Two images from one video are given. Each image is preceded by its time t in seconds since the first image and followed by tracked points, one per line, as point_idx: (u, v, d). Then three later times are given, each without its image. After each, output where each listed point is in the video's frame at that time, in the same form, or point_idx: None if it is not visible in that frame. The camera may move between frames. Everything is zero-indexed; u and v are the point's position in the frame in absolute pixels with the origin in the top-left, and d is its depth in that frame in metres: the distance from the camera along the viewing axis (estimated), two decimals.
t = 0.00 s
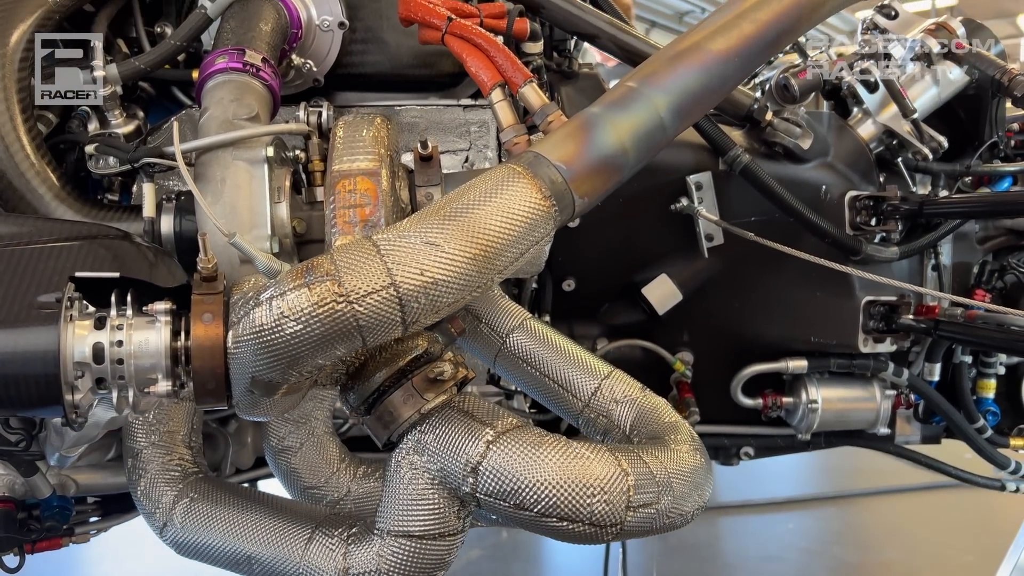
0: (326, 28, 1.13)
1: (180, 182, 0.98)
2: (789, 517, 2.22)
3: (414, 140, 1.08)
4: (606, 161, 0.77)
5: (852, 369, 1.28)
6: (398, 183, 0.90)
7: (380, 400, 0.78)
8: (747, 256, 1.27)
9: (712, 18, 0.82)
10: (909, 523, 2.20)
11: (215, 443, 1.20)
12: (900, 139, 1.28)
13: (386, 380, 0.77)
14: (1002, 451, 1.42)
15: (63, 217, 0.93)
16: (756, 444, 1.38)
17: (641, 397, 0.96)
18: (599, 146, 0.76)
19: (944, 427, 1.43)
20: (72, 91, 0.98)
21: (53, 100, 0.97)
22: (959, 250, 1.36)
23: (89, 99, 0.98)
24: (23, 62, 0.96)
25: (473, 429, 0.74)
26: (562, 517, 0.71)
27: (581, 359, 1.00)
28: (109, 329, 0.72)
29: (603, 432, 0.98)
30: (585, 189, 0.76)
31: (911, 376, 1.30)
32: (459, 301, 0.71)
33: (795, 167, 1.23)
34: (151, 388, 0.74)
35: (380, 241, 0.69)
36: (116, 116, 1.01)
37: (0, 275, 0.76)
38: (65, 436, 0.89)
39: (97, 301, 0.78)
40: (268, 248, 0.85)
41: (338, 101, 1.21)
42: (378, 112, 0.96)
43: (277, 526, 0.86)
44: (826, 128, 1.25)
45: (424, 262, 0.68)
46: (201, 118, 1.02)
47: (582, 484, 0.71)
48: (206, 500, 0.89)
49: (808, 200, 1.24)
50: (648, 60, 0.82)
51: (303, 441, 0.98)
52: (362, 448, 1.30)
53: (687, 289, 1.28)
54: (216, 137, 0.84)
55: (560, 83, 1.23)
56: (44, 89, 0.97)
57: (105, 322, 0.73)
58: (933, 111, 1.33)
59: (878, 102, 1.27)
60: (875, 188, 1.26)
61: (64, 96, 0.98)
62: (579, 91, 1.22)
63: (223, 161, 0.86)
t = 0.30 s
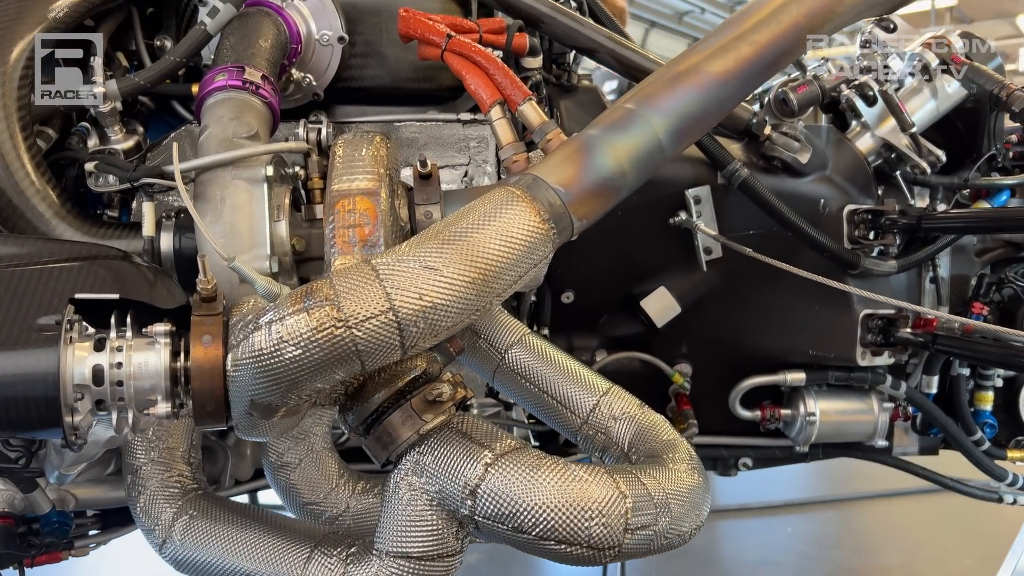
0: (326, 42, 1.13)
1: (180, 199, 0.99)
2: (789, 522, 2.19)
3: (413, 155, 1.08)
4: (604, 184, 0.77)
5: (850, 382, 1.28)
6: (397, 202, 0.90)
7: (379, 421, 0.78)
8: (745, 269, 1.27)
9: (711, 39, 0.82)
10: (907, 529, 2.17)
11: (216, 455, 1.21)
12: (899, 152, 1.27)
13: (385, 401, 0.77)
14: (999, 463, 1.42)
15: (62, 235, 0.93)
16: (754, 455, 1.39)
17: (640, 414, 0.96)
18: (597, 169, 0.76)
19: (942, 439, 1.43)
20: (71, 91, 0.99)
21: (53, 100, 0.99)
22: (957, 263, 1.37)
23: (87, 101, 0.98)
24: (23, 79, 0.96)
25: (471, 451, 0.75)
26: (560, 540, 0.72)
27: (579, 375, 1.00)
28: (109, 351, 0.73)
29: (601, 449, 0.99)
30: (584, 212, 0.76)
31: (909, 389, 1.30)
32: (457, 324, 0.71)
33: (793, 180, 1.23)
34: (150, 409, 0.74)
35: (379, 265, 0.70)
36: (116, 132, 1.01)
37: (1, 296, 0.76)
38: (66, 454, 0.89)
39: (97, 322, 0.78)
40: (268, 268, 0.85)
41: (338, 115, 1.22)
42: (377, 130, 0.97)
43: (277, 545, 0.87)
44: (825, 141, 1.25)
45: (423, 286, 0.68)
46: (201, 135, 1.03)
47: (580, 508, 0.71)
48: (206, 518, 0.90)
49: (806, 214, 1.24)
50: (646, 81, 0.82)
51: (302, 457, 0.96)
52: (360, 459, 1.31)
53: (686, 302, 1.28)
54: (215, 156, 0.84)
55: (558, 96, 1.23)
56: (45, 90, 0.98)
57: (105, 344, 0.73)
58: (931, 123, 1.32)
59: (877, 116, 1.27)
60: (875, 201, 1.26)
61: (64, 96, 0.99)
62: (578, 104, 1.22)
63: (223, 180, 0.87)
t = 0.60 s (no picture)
0: (323, 59, 1.14)
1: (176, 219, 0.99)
2: (783, 526, 2.09)
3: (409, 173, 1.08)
4: (598, 209, 0.78)
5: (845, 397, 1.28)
6: (394, 223, 0.91)
7: (375, 444, 0.78)
8: (741, 284, 1.27)
9: (706, 64, 0.83)
10: (904, 531, 2.09)
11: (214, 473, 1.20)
12: (893, 168, 1.27)
13: (380, 425, 0.78)
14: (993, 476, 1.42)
15: (59, 256, 0.94)
16: (750, 468, 1.39)
17: (634, 433, 0.97)
18: (592, 195, 0.77)
19: (936, 452, 1.44)
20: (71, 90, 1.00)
21: (53, 100, 1.00)
22: (951, 278, 1.37)
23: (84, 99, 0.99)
24: (19, 98, 0.96)
25: (466, 477, 0.75)
26: (555, 566, 0.72)
27: (575, 394, 1.00)
28: (105, 376, 0.73)
29: (596, 468, 0.99)
30: (579, 238, 0.77)
31: (904, 404, 1.31)
32: (452, 351, 0.71)
33: (788, 197, 1.23)
34: (146, 434, 0.74)
35: (374, 292, 0.70)
36: (112, 151, 1.02)
37: None
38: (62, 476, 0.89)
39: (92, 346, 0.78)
40: (264, 290, 0.86)
41: (334, 131, 1.22)
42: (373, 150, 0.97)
43: (273, 565, 0.89)
44: (820, 158, 1.26)
45: (418, 314, 0.68)
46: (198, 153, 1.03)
47: (574, 533, 0.72)
48: (202, 537, 0.90)
49: (802, 230, 1.25)
50: (641, 106, 0.83)
51: (299, 475, 0.97)
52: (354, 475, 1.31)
53: (681, 316, 1.29)
54: (212, 179, 0.85)
55: (554, 112, 1.23)
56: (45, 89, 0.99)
57: (101, 369, 0.73)
58: (926, 139, 1.33)
59: (872, 132, 1.28)
60: (870, 216, 1.26)
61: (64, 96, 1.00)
62: (574, 120, 1.22)
63: (219, 203, 0.87)
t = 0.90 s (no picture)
0: (318, 76, 1.14)
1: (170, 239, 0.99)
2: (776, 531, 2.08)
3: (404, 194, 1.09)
4: (591, 234, 0.78)
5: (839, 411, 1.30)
6: (388, 244, 0.91)
7: (369, 468, 0.79)
8: (735, 299, 1.28)
9: (698, 89, 0.83)
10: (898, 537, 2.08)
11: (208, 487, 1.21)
12: (887, 183, 1.28)
13: (375, 448, 0.79)
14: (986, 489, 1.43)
15: (55, 276, 0.93)
16: (743, 480, 1.39)
17: (628, 452, 0.97)
18: (584, 220, 0.77)
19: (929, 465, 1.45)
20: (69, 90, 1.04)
21: (52, 99, 1.03)
22: (945, 292, 1.38)
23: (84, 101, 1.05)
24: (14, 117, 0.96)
25: (459, 502, 0.75)
26: None
27: (569, 412, 1.00)
28: (99, 402, 0.73)
29: (590, 486, 0.99)
30: (571, 262, 0.77)
31: (897, 418, 1.31)
32: (445, 377, 0.71)
33: (782, 213, 1.24)
34: (140, 457, 0.75)
35: (367, 319, 0.70)
36: (108, 169, 1.02)
37: None
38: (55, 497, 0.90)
39: (87, 369, 0.79)
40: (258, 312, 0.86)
41: (330, 146, 1.22)
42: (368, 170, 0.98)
43: None
44: (813, 174, 1.26)
45: (411, 341, 0.69)
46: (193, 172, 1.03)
47: (566, 559, 0.72)
48: (196, 557, 0.90)
49: (796, 246, 1.25)
50: (634, 130, 0.84)
51: (293, 494, 0.97)
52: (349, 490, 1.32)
53: (675, 331, 1.29)
54: (207, 201, 0.85)
55: (549, 127, 1.24)
56: (44, 89, 1.02)
57: (95, 394, 0.74)
58: (920, 154, 1.33)
59: (865, 147, 1.28)
60: (864, 231, 1.27)
61: (63, 96, 1.04)
62: (569, 136, 1.23)
63: (214, 225, 0.87)
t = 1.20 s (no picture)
0: (313, 92, 1.14)
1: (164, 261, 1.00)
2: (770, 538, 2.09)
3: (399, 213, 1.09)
4: (585, 259, 0.79)
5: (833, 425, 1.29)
6: (383, 265, 0.91)
7: (364, 492, 0.79)
8: (729, 314, 1.28)
9: (693, 113, 0.83)
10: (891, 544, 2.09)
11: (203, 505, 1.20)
12: (881, 199, 1.29)
13: (370, 472, 0.81)
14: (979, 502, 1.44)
15: (50, 298, 0.94)
16: (738, 493, 1.40)
17: (623, 471, 0.97)
18: (578, 245, 0.78)
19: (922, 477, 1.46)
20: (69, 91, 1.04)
21: (53, 100, 1.02)
22: (938, 306, 1.39)
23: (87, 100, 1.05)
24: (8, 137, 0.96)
25: (455, 528, 0.75)
26: None
27: (564, 431, 1.01)
28: (93, 428, 0.73)
29: (584, 505, 1.00)
30: (566, 288, 0.78)
31: (890, 432, 1.33)
32: (440, 404, 0.72)
33: (777, 228, 1.24)
34: (135, 483, 0.74)
35: (362, 347, 0.70)
36: (103, 188, 1.03)
37: None
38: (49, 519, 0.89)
39: (82, 395, 0.79)
40: (253, 334, 0.86)
41: (325, 161, 1.22)
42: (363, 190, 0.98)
43: None
44: (808, 189, 1.26)
45: (405, 369, 0.69)
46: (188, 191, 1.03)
47: None
48: None
49: (790, 261, 1.25)
50: (629, 154, 0.84)
51: (288, 513, 0.97)
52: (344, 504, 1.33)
53: (670, 345, 1.29)
54: (201, 224, 0.85)
55: (544, 142, 1.24)
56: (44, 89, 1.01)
57: (89, 420, 0.74)
58: (913, 169, 1.33)
59: (859, 163, 1.28)
60: (858, 246, 1.27)
61: (63, 96, 1.03)
62: (564, 151, 1.23)
63: (209, 247, 0.87)
